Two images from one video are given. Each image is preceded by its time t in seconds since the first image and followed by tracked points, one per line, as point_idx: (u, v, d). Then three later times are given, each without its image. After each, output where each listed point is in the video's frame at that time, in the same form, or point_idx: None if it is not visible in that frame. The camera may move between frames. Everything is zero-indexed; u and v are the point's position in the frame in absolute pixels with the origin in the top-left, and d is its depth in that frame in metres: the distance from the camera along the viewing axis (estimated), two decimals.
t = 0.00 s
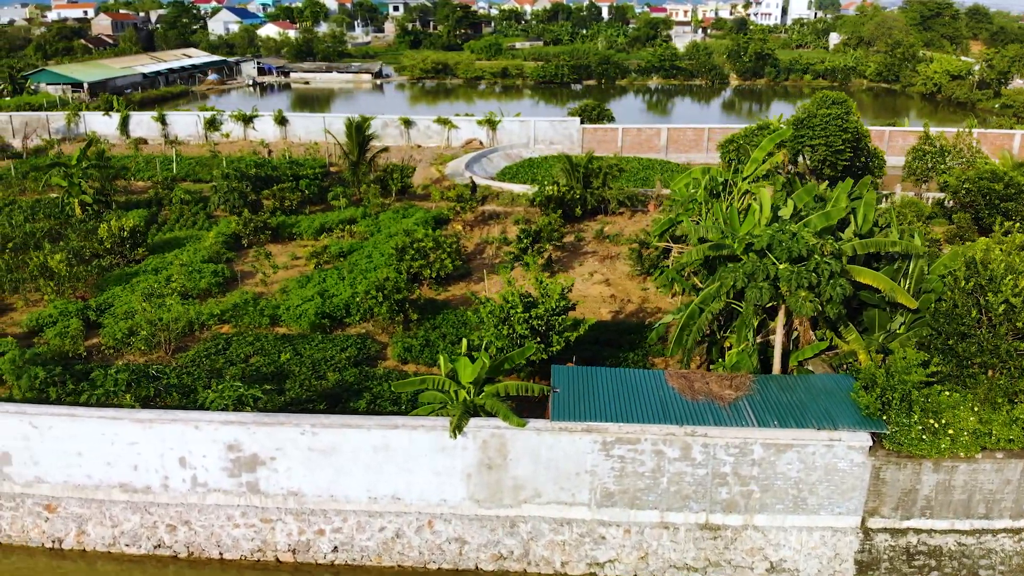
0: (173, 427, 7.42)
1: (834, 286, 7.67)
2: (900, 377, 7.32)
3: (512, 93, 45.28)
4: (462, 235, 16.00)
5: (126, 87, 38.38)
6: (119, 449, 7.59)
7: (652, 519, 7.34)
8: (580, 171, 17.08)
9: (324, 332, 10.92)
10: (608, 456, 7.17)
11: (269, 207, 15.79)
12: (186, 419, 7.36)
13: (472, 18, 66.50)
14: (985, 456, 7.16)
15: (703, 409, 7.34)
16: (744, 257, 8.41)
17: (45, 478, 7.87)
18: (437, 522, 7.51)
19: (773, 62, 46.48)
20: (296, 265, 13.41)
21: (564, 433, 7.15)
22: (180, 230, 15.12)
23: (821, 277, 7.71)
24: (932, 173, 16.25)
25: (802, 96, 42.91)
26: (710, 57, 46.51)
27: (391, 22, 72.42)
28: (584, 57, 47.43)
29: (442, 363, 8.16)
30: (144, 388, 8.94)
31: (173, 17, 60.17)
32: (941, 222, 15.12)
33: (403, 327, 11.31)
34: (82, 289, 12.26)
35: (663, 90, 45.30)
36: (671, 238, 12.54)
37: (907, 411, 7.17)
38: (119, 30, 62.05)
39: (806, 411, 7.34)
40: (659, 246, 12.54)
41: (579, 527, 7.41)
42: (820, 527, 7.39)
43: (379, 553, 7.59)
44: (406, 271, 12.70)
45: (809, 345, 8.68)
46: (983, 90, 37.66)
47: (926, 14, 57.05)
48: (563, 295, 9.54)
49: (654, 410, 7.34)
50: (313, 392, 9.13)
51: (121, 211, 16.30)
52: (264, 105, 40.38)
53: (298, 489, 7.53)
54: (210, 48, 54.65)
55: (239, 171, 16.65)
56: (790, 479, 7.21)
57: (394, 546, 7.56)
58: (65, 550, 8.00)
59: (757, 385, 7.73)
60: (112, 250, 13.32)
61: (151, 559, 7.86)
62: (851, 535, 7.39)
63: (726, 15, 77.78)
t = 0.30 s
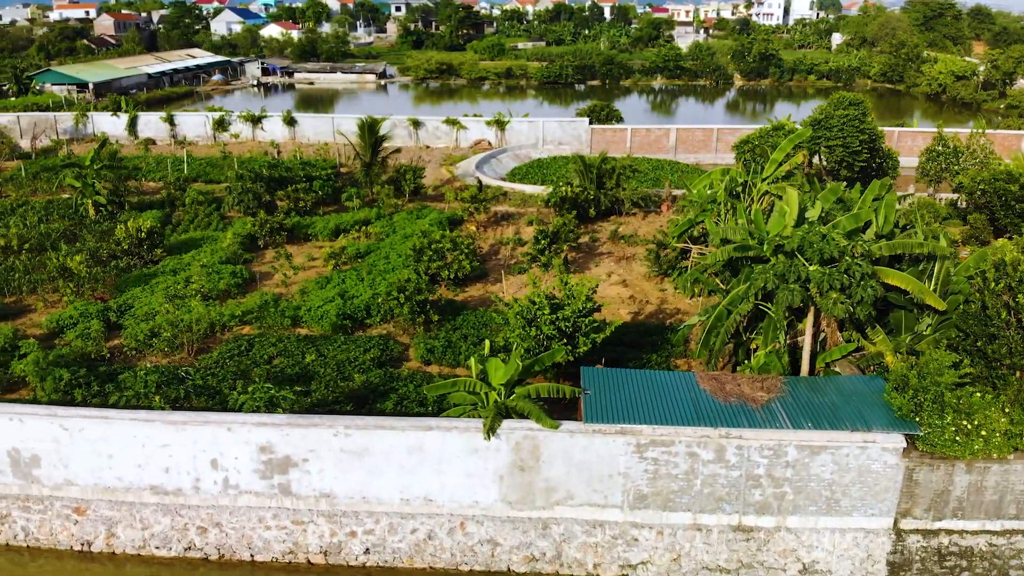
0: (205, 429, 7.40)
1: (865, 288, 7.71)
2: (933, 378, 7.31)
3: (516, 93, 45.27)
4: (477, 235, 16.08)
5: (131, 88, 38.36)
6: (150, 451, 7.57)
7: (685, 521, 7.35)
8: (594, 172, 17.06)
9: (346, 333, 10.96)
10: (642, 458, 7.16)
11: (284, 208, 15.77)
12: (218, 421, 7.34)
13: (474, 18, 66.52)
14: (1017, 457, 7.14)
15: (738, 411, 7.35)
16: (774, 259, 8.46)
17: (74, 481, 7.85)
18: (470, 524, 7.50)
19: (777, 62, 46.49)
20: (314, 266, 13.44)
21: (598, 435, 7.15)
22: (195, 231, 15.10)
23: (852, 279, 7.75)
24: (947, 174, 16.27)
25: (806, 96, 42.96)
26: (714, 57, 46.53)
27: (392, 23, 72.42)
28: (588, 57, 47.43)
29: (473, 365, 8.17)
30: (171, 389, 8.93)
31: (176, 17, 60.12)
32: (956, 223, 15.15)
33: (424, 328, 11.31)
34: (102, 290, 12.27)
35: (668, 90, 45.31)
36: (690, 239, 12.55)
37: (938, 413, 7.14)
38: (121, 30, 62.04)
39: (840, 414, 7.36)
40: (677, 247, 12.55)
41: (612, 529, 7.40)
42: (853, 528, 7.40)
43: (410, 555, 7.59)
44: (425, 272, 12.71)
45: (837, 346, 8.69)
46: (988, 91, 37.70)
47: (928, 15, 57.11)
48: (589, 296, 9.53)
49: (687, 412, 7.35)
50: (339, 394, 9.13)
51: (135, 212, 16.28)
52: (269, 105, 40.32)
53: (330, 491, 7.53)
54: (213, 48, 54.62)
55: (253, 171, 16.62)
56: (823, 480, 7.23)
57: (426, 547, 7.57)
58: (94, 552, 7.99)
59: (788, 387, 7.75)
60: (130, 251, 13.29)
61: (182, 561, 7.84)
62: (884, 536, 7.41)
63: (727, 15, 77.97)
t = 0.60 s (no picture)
0: (238, 430, 7.40)
1: (897, 290, 7.73)
2: (966, 380, 7.29)
3: (520, 93, 45.29)
4: (491, 235, 16.10)
5: (136, 88, 38.35)
6: (182, 453, 7.55)
7: (718, 522, 7.35)
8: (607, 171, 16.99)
9: (369, 334, 10.99)
10: (676, 460, 7.15)
11: (299, 209, 15.79)
12: (252, 422, 7.35)
13: (476, 18, 66.52)
14: None
15: (772, 414, 7.39)
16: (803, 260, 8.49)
17: (104, 483, 7.82)
18: (502, 525, 7.49)
19: (782, 63, 46.54)
20: (331, 267, 13.46)
21: (634, 437, 7.13)
22: (210, 232, 15.11)
23: (883, 280, 7.78)
24: (960, 175, 16.31)
25: (810, 96, 43.02)
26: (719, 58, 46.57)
27: (395, 23, 72.44)
28: (592, 58, 47.45)
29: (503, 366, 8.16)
30: (199, 389, 8.93)
31: (178, 17, 60.08)
32: (971, 223, 15.18)
33: (445, 329, 11.33)
34: (121, 290, 12.27)
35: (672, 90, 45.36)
36: (709, 239, 12.53)
37: (972, 415, 7.13)
38: (124, 30, 62.04)
39: (874, 416, 7.42)
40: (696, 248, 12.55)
41: (645, 531, 7.40)
42: (886, 529, 7.41)
43: (442, 556, 7.59)
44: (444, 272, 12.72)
45: (865, 347, 8.69)
46: (993, 91, 37.79)
47: (930, 14, 57.13)
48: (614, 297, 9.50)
49: (721, 414, 7.37)
50: (366, 395, 9.13)
51: (149, 213, 16.27)
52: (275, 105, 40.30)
53: (363, 493, 7.53)
54: (215, 48, 54.60)
55: (267, 172, 16.63)
56: (857, 481, 7.24)
57: (458, 549, 7.56)
58: (124, 554, 7.97)
59: (820, 390, 7.80)
60: (147, 251, 13.29)
61: (212, 563, 7.82)
62: (916, 537, 7.41)
63: (729, 15, 78.05)
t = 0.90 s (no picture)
0: (272, 432, 7.40)
1: (928, 291, 7.77)
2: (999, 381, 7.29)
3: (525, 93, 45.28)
4: (506, 235, 16.11)
5: (141, 88, 38.31)
6: (215, 454, 7.55)
7: (752, 524, 7.36)
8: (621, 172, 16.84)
9: (391, 335, 11.01)
10: (711, 462, 7.16)
11: (314, 209, 15.80)
12: (286, 423, 7.35)
13: (479, 19, 66.50)
14: None
15: (806, 416, 7.43)
16: (833, 261, 8.52)
17: (136, 485, 7.81)
18: (535, 527, 7.49)
19: (786, 63, 46.58)
20: (350, 268, 13.48)
21: (669, 439, 7.13)
22: (226, 233, 15.10)
23: (915, 282, 7.81)
24: (975, 175, 16.34)
25: (814, 96, 43.07)
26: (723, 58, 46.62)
27: (397, 23, 72.43)
28: (596, 58, 47.46)
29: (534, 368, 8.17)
30: (227, 390, 8.93)
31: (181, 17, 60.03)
32: (987, 224, 15.20)
33: (466, 330, 11.33)
34: (141, 291, 12.28)
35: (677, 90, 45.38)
36: (729, 240, 12.52)
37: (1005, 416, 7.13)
38: (127, 30, 62.01)
39: (908, 418, 7.45)
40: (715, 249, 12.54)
41: (678, 532, 7.40)
42: (919, 530, 7.41)
43: (475, 558, 7.59)
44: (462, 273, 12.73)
45: (893, 349, 8.70)
46: (998, 92, 37.85)
47: (933, 14, 57.12)
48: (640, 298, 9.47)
49: (755, 417, 7.39)
50: (393, 396, 9.12)
51: (163, 214, 16.27)
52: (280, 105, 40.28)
53: (396, 494, 7.53)
54: (219, 48, 54.57)
55: (282, 173, 16.64)
56: (891, 483, 7.24)
57: (491, 550, 7.56)
58: (155, 556, 7.95)
59: (852, 392, 7.85)
60: (166, 252, 13.28)
61: (244, 564, 7.82)
62: (948, 538, 7.41)
63: (731, 15, 78.10)
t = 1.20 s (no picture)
0: (306, 433, 7.41)
1: (960, 293, 7.82)
2: None
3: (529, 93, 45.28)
4: (521, 236, 16.12)
5: (146, 88, 38.29)
6: (249, 456, 7.55)
7: (786, 525, 7.37)
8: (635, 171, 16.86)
9: (413, 336, 11.02)
10: (747, 464, 7.17)
11: (329, 210, 15.81)
12: (320, 424, 7.36)
13: (482, 19, 66.54)
14: None
15: (840, 418, 7.43)
16: (862, 263, 8.57)
17: (168, 486, 7.81)
18: (569, 528, 7.49)
19: (790, 63, 46.63)
20: (367, 269, 13.50)
21: (704, 441, 7.14)
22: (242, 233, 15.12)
23: (946, 284, 7.86)
24: (990, 176, 16.36)
25: (819, 97, 43.11)
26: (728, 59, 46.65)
27: (399, 23, 72.42)
28: (600, 58, 47.48)
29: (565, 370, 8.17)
30: (254, 391, 8.93)
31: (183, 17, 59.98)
32: (1002, 224, 15.21)
33: (487, 331, 11.34)
34: (162, 292, 12.30)
35: (681, 91, 45.42)
36: (748, 241, 12.52)
37: None
38: (129, 30, 61.99)
39: (941, 419, 7.44)
40: (734, 249, 12.54)
41: (713, 533, 7.40)
42: (952, 531, 7.41)
43: (508, 559, 7.59)
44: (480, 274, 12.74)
45: (920, 350, 8.72)
46: (1003, 93, 37.88)
47: (935, 15, 57.18)
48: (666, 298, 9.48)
49: (789, 419, 7.40)
50: (420, 397, 9.12)
51: (178, 215, 16.26)
52: (285, 105, 40.26)
53: (429, 495, 7.54)
54: (222, 48, 54.56)
55: (297, 174, 16.65)
56: (924, 484, 7.25)
57: (525, 551, 7.56)
58: (186, 558, 7.94)
59: (884, 393, 7.85)
60: (183, 253, 13.26)
61: (277, 565, 7.81)
62: (981, 538, 7.42)
63: (733, 15, 78.14)
